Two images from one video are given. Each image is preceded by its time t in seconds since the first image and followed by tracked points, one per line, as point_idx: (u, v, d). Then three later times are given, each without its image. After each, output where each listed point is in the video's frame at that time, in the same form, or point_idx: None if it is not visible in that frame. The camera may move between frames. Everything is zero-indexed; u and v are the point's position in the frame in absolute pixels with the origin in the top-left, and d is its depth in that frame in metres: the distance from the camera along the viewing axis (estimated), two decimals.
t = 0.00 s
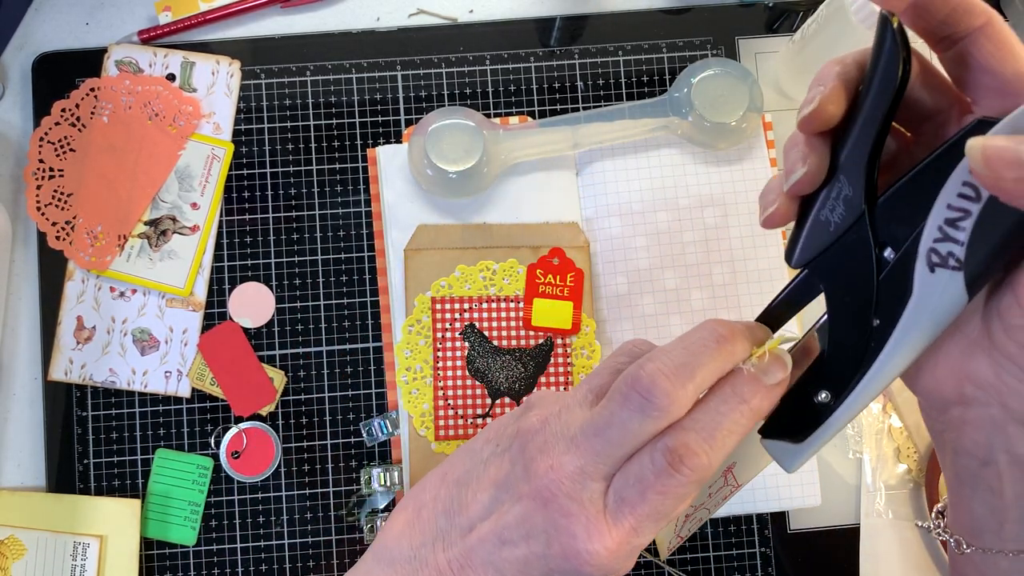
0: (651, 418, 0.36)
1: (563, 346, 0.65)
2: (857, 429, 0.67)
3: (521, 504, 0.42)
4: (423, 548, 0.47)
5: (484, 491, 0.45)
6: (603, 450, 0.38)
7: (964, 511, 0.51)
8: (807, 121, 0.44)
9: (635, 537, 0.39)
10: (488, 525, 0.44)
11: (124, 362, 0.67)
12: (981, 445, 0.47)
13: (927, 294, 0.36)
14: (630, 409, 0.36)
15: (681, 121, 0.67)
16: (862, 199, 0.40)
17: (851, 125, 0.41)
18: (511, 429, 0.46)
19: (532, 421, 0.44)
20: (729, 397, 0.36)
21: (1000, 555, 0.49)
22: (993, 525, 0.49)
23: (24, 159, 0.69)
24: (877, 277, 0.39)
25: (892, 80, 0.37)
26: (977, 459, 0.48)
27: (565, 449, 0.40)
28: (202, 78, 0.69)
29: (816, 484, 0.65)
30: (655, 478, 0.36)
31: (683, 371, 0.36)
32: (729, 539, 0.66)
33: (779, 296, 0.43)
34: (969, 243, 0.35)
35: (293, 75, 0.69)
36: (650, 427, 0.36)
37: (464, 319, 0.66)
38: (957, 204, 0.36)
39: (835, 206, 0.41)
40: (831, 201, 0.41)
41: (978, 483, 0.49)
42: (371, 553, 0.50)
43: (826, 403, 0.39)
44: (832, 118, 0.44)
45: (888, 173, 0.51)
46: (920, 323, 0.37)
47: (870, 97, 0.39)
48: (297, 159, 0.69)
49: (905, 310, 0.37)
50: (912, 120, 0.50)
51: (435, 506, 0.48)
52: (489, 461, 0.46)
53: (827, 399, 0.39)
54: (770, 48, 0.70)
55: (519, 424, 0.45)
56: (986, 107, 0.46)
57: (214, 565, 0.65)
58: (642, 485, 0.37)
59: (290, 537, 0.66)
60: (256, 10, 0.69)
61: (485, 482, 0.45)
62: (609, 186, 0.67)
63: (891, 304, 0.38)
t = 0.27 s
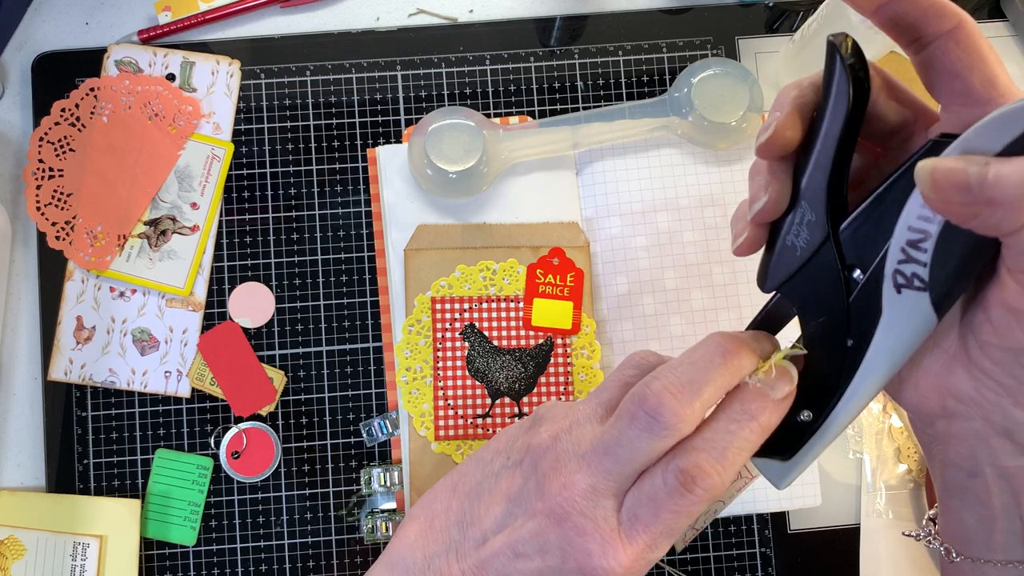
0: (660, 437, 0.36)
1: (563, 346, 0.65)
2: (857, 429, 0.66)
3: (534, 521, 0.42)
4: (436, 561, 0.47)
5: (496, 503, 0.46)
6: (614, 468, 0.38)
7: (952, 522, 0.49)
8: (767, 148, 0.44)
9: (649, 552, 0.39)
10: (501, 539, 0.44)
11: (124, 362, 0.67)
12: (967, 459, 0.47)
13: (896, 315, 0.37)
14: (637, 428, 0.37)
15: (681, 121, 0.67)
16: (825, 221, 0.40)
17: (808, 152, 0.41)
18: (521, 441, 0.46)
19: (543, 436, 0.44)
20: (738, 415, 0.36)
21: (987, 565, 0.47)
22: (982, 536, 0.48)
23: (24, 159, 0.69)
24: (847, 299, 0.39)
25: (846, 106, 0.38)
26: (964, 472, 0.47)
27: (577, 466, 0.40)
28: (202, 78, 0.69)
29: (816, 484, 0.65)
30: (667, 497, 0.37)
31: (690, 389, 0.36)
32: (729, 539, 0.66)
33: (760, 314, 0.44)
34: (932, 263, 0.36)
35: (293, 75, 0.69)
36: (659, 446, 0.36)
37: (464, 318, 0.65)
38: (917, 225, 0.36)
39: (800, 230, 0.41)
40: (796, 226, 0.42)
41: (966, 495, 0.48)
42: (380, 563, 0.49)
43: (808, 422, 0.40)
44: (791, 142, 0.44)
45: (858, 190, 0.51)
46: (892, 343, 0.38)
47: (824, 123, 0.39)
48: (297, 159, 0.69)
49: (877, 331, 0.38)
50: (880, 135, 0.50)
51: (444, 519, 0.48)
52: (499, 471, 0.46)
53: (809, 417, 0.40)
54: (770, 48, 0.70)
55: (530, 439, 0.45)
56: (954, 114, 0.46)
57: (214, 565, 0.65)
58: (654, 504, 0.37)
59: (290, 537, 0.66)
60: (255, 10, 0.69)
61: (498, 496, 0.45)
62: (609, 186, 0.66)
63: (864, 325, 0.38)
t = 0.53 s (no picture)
0: (677, 457, 0.36)
1: (563, 346, 0.65)
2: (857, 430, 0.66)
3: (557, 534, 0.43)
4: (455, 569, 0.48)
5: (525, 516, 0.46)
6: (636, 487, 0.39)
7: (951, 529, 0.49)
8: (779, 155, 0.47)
9: (674, 568, 0.40)
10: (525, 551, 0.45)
11: (124, 362, 0.67)
12: (965, 467, 0.46)
13: (895, 319, 0.37)
14: (654, 448, 0.37)
15: (681, 121, 0.67)
16: (827, 224, 0.41)
17: (815, 161, 0.43)
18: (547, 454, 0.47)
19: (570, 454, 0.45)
20: (754, 432, 0.37)
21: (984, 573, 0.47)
22: (981, 543, 0.48)
23: (24, 159, 0.69)
24: (848, 302, 0.40)
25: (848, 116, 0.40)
26: (963, 481, 0.47)
27: (602, 486, 0.41)
28: (202, 78, 0.69)
29: (815, 485, 0.65)
30: (688, 517, 0.37)
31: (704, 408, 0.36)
32: (729, 539, 0.66)
33: (766, 319, 0.45)
34: (928, 265, 0.35)
35: (293, 75, 0.69)
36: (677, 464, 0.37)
37: (464, 319, 0.65)
38: (915, 227, 0.36)
39: (803, 232, 0.42)
40: (800, 229, 0.43)
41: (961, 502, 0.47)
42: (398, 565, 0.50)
43: (812, 428, 0.40)
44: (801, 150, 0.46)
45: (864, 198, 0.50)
46: (890, 347, 0.37)
47: (829, 131, 0.41)
48: (297, 159, 0.69)
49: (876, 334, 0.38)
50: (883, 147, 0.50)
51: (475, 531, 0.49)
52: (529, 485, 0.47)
53: (808, 424, 0.40)
54: (771, 48, 0.70)
55: (553, 455, 0.45)
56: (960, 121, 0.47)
57: (214, 565, 0.65)
58: (676, 524, 0.38)
59: (290, 537, 0.66)
60: (255, 11, 0.69)
61: (520, 510, 0.46)
62: (610, 186, 0.66)
63: (864, 329, 0.39)
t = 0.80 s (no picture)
0: (689, 463, 0.36)
1: (563, 346, 0.65)
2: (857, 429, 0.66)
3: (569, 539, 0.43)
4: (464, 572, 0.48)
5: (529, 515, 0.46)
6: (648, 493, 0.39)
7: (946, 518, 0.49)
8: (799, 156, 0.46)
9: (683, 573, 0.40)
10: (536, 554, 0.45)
11: (124, 362, 0.67)
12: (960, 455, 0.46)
13: (903, 311, 0.37)
14: (667, 454, 0.37)
15: (681, 121, 0.67)
16: (842, 223, 0.41)
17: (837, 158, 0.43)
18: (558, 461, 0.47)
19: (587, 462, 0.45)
20: (762, 437, 0.38)
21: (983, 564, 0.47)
22: (977, 532, 0.47)
23: (24, 159, 0.69)
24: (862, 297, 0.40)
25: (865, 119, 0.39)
26: (959, 467, 0.47)
27: (614, 491, 0.41)
28: (202, 78, 0.69)
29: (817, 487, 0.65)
30: (696, 522, 0.37)
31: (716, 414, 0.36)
32: (730, 539, 0.66)
33: (774, 321, 0.46)
34: (937, 257, 0.36)
35: (293, 75, 0.69)
36: (689, 470, 0.37)
37: (464, 319, 0.65)
38: (924, 219, 0.36)
39: (820, 229, 0.43)
40: (818, 225, 0.44)
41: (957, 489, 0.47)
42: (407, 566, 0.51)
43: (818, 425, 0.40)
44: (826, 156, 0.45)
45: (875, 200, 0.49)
46: (899, 340, 0.37)
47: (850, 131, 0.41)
48: (297, 159, 0.69)
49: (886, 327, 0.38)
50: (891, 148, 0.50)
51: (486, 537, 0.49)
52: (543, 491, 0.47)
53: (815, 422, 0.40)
54: (771, 48, 0.70)
55: (566, 460, 0.45)
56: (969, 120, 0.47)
57: (214, 565, 0.65)
58: (684, 528, 0.38)
59: (290, 537, 0.66)
60: (255, 10, 0.69)
61: (532, 513, 0.46)
62: (609, 186, 0.67)
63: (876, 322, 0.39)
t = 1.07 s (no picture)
0: (685, 454, 0.36)
1: (563, 346, 0.65)
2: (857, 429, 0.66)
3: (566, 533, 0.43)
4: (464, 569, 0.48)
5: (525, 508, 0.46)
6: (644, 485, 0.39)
7: (948, 507, 0.49)
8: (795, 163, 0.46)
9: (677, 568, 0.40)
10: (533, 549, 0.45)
11: (124, 362, 0.67)
12: (959, 445, 0.46)
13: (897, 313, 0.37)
14: (664, 445, 0.37)
15: (681, 121, 0.67)
16: (838, 224, 0.41)
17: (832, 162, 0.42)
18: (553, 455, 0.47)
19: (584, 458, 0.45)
20: (756, 431, 0.38)
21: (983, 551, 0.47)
22: (977, 521, 0.47)
23: (24, 159, 0.69)
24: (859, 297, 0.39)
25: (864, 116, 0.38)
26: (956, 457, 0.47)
27: (611, 484, 0.41)
28: (202, 77, 0.69)
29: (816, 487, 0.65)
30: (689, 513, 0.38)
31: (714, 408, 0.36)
32: (729, 539, 0.66)
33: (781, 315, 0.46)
34: (928, 259, 0.35)
35: (293, 75, 0.69)
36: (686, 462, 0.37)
37: (464, 319, 0.66)
38: (912, 222, 0.36)
39: (818, 233, 0.43)
40: (816, 229, 0.43)
41: (958, 477, 0.48)
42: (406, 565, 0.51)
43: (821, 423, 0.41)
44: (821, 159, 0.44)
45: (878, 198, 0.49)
46: (894, 341, 0.37)
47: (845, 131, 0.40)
48: (297, 159, 0.69)
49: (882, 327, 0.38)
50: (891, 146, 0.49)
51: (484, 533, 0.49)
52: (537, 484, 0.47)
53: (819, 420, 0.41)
54: (770, 48, 0.70)
55: (565, 455, 0.46)
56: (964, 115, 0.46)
57: (214, 565, 0.65)
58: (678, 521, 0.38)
59: (290, 537, 0.66)
60: (255, 10, 0.69)
61: (530, 507, 0.46)
62: (609, 186, 0.67)
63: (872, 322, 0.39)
